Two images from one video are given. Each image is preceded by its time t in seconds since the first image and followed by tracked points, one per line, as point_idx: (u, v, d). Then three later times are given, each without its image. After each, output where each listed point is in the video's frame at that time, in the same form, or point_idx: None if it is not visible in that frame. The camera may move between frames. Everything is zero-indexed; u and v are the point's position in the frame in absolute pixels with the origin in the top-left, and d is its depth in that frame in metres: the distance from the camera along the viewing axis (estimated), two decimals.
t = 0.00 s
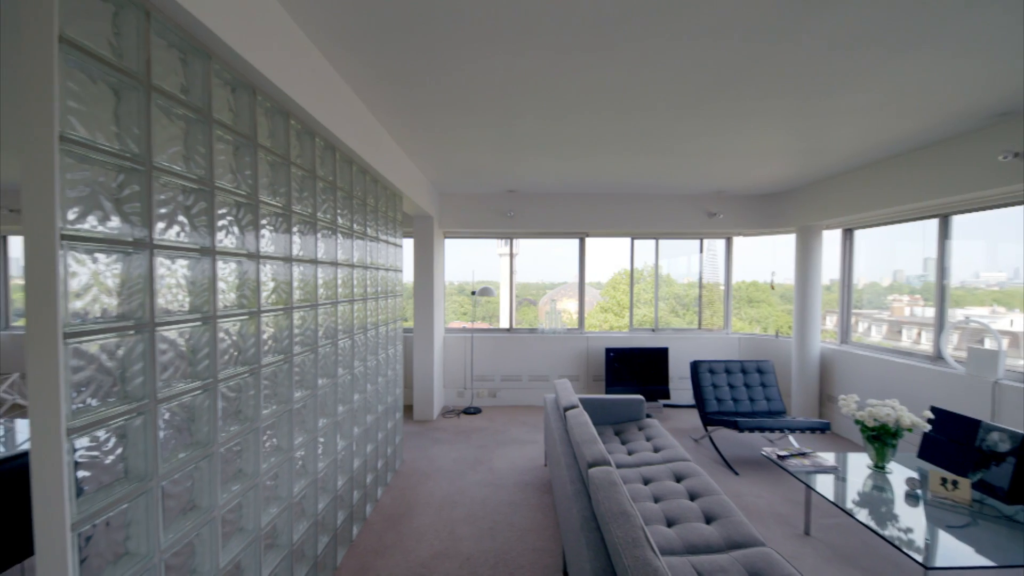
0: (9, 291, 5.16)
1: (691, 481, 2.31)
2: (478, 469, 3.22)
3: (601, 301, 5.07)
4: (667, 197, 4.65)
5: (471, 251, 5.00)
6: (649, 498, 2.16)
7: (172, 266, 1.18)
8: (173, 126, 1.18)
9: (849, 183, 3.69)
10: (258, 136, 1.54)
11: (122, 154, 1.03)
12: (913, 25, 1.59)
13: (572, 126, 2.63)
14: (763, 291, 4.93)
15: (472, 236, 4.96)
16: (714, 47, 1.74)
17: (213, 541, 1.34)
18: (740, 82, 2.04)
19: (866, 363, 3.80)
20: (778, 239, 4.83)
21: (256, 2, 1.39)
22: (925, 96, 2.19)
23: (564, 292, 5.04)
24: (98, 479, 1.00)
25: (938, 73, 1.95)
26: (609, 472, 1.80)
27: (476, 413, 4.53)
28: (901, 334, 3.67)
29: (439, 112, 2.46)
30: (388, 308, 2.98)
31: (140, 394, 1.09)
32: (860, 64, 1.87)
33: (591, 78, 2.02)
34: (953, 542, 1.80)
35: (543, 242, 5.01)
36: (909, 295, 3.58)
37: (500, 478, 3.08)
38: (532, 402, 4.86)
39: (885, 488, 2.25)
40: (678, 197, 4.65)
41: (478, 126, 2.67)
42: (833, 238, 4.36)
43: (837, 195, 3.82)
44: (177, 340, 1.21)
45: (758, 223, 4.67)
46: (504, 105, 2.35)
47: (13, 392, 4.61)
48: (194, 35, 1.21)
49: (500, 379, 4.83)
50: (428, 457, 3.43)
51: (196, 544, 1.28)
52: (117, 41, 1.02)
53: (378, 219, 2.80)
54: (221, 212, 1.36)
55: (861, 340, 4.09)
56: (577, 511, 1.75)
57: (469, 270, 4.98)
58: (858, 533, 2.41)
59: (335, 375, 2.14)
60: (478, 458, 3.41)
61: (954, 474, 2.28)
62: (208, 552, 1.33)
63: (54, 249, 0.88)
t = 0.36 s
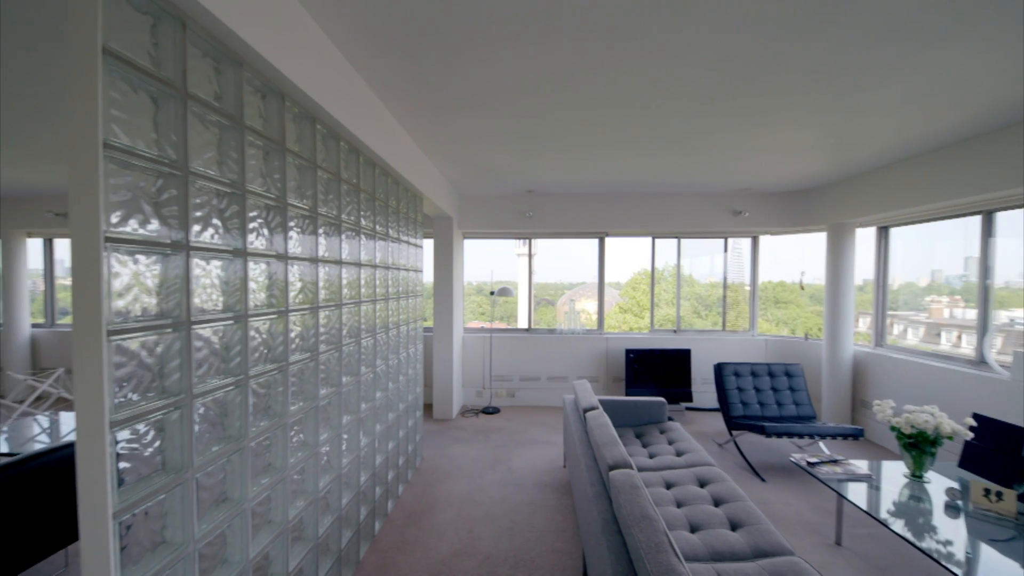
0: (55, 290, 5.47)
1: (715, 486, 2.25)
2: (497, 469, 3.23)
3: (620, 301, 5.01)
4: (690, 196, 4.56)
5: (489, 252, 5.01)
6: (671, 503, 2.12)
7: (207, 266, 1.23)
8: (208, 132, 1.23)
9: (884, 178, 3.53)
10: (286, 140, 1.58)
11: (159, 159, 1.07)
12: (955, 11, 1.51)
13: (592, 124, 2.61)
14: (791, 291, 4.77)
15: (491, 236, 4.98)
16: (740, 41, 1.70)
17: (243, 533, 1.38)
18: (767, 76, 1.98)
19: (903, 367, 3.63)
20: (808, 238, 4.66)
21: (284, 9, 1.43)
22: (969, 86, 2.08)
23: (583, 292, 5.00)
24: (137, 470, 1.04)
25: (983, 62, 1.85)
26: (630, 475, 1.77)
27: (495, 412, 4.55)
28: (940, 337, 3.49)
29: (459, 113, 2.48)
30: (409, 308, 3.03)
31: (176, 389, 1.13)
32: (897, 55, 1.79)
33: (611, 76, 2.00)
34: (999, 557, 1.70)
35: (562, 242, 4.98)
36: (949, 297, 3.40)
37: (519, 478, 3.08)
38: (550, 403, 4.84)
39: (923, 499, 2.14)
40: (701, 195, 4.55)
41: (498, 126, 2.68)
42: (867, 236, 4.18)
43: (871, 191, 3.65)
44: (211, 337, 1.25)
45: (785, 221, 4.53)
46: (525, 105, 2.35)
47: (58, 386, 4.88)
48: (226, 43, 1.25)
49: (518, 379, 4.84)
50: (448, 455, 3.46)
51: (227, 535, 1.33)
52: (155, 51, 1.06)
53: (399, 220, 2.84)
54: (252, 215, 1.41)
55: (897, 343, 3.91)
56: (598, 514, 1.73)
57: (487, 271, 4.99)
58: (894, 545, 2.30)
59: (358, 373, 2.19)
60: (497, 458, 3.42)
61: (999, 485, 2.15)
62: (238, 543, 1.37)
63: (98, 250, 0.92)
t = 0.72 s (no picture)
0: (96, 290, 5.75)
1: (741, 492, 2.19)
2: (516, 469, 3.23)
3: (640, 302, 4.93)
4: (713, 194, 4.45)
5: (508, 252, 5.02)
6: (695, 508, 2.08)
7: (239, 266, 1.27)
8: (240, 137, 1.27)
9: (922, 174, 3.37)
10: (313, 144, 1.62)
11: (195, 164, 1.11)
12: None
13: (612, 122, 2.59)
14: (821, 292, 4.61)
15: (510, 236, 4.99)
16: (768, 33, 1.65)
17: (272, 524, 1.43)
18: (796, 69, 1.92)
19: (942, 371, 3.46)
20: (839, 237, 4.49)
21: (310, 16, 1.47)
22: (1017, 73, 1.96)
23: (602, 293, 4.95)
24: (175, 462, 1.09)
25: None
26: (653, 478, 1.74)
27: (514, 412, 4.55)
28: (983, 340, 3.31)
29: (479, 113, 2.49)
30: (429, 308, 3.07)
31: (211, 385, 1.18)
32: (937, 42, 1.71)
33: (633, 73, 1.98)
34: None
35: (582, 242, 4.95)
36: (993, 298, 3.22)
37: (539, 479, 3.07)
38: (569, 404, 4.81)
39: (964, 510, 2.04)
40: (726, 193, 4.44)
41: (518, 126, 2.68)
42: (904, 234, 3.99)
43: (908, 187, 3.49)
44: (243, 335, 1.30)
45: (815, 220, 4.37)
46: (545, 104, 2.34)
47: (100, 381, 5.15)
48: (257, 51, 1.30)
49: (537, 379, 4.83)
50: (467, 454, 3.49)
51: (256, 527, 1.37)
52: (191, 60, 1.11)
53: (420, 221, 2.87)
54: (281, 217, 1.45)
55: (936, 346, 3.72)
56: (620, 517, 1.71)
57: (506, 271, 5.00)
58: (933, 557, 2.20)
59: (381, 372, 2.23)
60: (517, 458, 3.42)
61: None
62: (267, 535, 1.41)
63: (140, 251, 0.96)
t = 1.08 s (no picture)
0: (136, 289, 6.06)
1: (769, 500, 2.13)
2: (536, 469, 3.23)
3: (661, 302, 4.85)
4: (739, 191, 4.34)
5: (527, 252, 5.02)
6: (721, 515, 2.03)
7: (271, 267, 1.32)
8: (271, 143, 1.31)
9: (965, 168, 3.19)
10: (339, 147, 1.67)
11: (230, 169, 1.16)
12: None
13: (634, 120, 2.56)
14: (855, 292, 4.44)
15: (529, 237, 4.99)
16: (796, 26, 1.60)
17: (300, 517, 1.47)
18: (826, 63, 1.86)
19: (987, 377, 3.27)
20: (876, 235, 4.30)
21: (337, 22, 1.52)
22: None
23: (621, 293, 4.89)
24: (210, 454, 1.13)
25: None
26: (677, 483, 1.71)
27: (533, 413, 4.55)
28: None
29: (499, 113, 2.51)
30: (449, 308, 3.10)
31: (244, 381, 1.23)
32: (980, 30, 1.62)
33: (654, 69, 1.96)
34: None
35: (603, 242, 4.90)
36: None
37: (559, 480, 3.06)
38: (589, 405, 4.77)
39: (1012, 524, 1.92)
40: (752, 190, 4.32)
41: (539, 125, 2.68)
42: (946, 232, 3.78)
43: (949, 182, 3.31)
44: (274, 334, 1.34)
45: (848, 217, 4.21)
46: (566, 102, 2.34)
47: (139, 376, 5.42)
48: (287, 59, 1.34)
49: (556, 380, 4.81)
50: (487, 454, 3.51)
51: (286, 519, 1.42)
52: (225, 68, 1.15)
53: (441, 222, 2.91)
54: (309, 219, 1.50)
55: (981, 351, 3.52)
56: (643, 521, 1.69)
57: (526, 271, 5.00)
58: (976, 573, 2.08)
59: (403, 370, 2.27)
60: (536, 459, 3.42)
61: None
62: (295, 527, 1.46)
63: (179, 252, 1.01)
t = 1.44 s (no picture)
0: (171, 289, 6.36)
1: (799, 508, 2.06)
2: (555, 470, 3.22)
3: (683, 302, 4.76)
4: (766, 188, 4.21)
5: (546, 252, 5.01)
6: (748, 522, 1.98)
7: (299, 268, 1.36)
8: (300, 147, 1.35)
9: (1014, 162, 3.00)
10: (363, 150, 1.70)
11: (261, 173, 1.20)
12: None
13: (655, 117, 2.52)
14: (891, 293, 4.26)
15: (549, 237, 4.98)
16: (826, 16, 1.55)
17: (326, 510, 1.51)
18: (859, 54, 1.79)
19: None
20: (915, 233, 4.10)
21: (361, 27, 1.56)
22: None
23: (642, 293, 4.83)
24: (243, 448, 1.18)
25: None
26: (702, 488, 1.68)
27: (552, 413, 4.54)
28: None
29: (519, 113, 2.51)
30: (469, 308, 3.13)
31: (274, 378, 1.27)
32: None
33: (677, 66, 1.93)
34: None
35: (623, 241, 4.85)
36: None
37: (579, 481, 3.04)
38: (609, 406, 4.72)
39: None
40: (781, 187, 4.18)
41: (559, 125, 2.67)
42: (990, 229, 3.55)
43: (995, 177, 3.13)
44: (302, 333, 1.38)
45: (884, 215, 4.02)
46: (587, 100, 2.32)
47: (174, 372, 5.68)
48: (315, 65, 1.38)
49: (576, 381, 4.78)
50: (506, 453, 3.52)
51: (313, 512, 1.46)
52: (257, 76, 1.20)
53: (461, 223, 2.94)
54: (336, 221, 1.54)
55: None
56: (666, 526, 1.66)
57: (545, 271, 4.99)
58: None
59: (425, 369, 2.30)
60: (556, 460, 3.41)
61: None
62: (322, 520, 1.50)
63: (215, 254, 1.06)
